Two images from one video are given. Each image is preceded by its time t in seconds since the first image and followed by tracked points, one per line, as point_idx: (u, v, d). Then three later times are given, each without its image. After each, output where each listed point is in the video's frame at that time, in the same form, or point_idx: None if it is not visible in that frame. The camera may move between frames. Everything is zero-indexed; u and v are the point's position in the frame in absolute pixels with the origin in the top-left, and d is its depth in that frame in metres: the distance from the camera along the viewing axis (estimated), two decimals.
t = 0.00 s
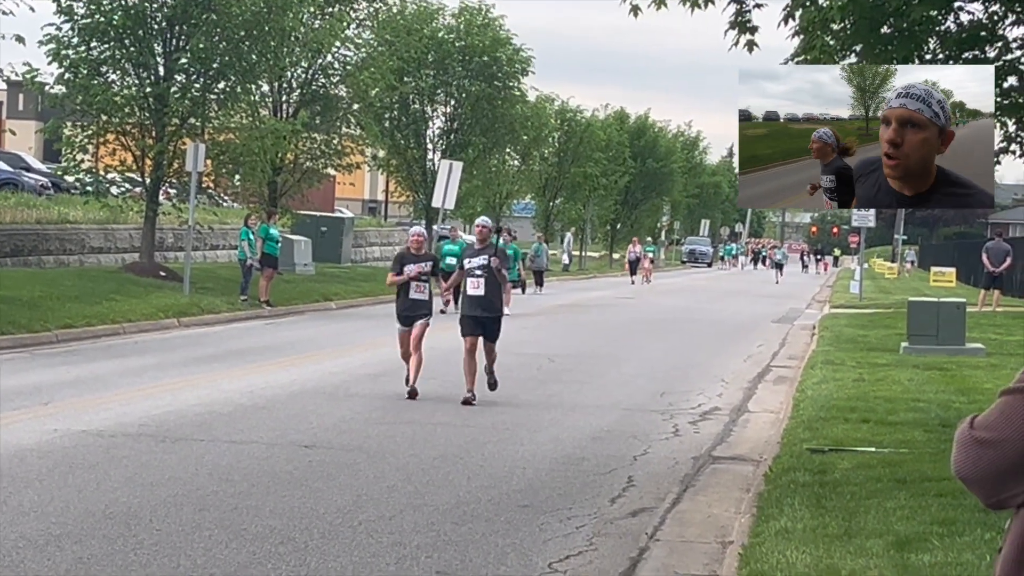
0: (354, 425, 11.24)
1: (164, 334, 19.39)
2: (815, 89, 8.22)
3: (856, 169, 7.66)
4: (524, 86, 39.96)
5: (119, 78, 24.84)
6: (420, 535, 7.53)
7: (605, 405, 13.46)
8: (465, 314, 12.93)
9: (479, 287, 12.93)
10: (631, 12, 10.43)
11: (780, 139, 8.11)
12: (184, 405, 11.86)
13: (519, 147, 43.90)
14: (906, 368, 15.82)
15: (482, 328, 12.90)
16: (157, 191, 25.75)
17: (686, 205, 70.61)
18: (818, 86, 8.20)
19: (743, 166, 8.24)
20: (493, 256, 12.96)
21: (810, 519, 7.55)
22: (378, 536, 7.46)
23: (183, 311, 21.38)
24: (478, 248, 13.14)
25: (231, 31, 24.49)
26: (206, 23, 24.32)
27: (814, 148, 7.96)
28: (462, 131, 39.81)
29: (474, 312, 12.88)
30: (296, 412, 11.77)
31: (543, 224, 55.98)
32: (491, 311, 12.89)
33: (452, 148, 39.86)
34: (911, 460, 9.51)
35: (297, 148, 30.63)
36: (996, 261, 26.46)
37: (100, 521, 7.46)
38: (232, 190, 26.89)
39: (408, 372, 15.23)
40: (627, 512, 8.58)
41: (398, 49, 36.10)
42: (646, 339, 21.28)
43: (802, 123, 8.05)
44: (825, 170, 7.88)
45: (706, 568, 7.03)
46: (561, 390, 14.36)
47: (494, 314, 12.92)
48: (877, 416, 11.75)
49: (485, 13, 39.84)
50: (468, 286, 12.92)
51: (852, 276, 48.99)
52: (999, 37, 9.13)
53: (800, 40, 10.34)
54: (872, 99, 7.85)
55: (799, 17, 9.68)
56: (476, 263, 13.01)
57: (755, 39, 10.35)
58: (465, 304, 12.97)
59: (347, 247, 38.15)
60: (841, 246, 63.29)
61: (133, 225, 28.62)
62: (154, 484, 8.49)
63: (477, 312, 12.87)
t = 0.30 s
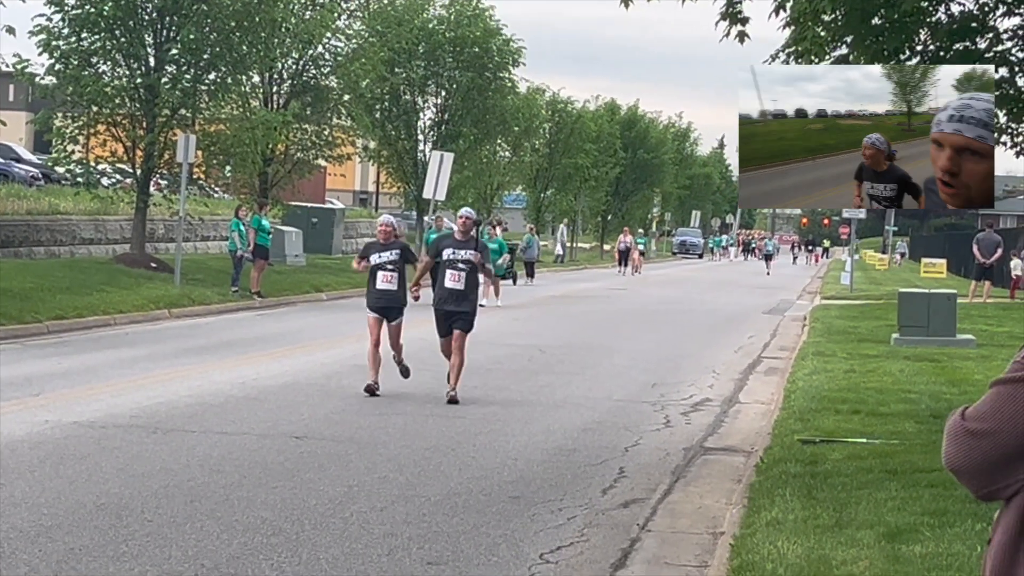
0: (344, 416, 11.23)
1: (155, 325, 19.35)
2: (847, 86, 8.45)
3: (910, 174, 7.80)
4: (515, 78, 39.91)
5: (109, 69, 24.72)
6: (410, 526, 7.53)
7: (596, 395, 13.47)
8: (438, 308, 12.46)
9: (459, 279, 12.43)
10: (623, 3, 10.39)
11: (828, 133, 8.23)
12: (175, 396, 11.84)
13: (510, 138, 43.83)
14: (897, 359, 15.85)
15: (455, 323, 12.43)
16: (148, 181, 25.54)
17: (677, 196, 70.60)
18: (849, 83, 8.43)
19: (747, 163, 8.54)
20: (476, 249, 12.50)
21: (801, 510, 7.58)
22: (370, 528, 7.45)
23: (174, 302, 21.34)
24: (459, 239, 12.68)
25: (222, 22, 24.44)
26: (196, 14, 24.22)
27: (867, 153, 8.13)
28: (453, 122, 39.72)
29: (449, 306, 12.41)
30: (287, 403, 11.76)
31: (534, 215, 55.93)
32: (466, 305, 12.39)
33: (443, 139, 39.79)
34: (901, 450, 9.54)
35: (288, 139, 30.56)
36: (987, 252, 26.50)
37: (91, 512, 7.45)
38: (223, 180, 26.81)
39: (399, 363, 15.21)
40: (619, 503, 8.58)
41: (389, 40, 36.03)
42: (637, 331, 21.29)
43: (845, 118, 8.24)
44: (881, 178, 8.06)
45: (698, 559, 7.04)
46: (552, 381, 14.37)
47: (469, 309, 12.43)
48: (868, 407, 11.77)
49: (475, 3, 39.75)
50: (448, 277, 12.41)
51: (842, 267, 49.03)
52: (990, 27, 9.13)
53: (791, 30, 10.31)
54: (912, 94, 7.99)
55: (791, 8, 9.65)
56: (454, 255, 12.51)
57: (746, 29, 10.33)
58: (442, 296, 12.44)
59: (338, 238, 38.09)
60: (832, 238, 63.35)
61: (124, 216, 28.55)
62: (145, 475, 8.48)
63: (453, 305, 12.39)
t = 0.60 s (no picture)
0: (342, 407, 11.24)
1: (153, 316, 19.35)
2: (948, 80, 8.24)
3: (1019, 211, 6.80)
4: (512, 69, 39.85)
5: (107, 60, 24.73)
6: (407, 517, 7.54)
7: (593, 386, 13.48)
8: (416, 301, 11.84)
9: (434, 270, 11.81)
10: None
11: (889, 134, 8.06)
12: (172, 387, 11.85)
13: (507, 130, 43.78)
14: (895, 351, 15.87)
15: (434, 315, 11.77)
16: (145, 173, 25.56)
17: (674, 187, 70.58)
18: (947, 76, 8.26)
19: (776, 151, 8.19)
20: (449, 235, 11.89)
21: (799, 501, 7.59)
22: (366, 518, 7.46)
23: (171, 293, 21.32)
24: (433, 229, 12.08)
25: (219, 13, 24.41)
26: (193, 6, 24.17)
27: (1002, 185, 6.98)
28: (450, 114, 39.69)
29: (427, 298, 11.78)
30: (284, 395, 11.76)
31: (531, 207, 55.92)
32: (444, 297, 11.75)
33: (439, 131, 39.77)
34: (898, 441, 9.56)
35: (285, 131, 30.53)
36: (983, 244, 26.52)
37: (88, 503, 7.45)
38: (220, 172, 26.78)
39: (396, 354, 15.21)
40: (616, 494, 8.59)
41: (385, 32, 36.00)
42: (634, 322, 21.31)
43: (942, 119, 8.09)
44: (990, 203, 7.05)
45: (695, 549, 7.06)
46: (550, 372, 14.38)
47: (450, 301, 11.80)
48: (865, 398, 11.80)
49: None
50: (423, 269, 11.81)
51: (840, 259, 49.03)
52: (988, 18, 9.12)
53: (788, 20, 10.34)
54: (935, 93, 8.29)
55: None
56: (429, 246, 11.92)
57: (743, 20, 10.35)
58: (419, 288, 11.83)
59: (335, 229, 38.07)
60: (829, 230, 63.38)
61: (121, 207, 28.54)
62: (142, 466, 8.48)
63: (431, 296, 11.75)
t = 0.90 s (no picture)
0: (348, 402, 11.24)
1: (159, 311, 19.36)
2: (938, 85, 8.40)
3: None
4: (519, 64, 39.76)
5: (114, 54, 24.72)
6: (414, 512, 7.54)
7: (600, 381, 13.48)
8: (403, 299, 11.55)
9: (425, 268, 11.57)
10: None
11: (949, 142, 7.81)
12: (178, 381, 11.86)
13: (514, 124, 43.72)
14: (902, 345, 15.84)
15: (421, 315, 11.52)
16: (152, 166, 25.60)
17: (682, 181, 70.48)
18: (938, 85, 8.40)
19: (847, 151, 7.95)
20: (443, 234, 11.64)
21: (805, 496, 7.58)
22: (372, 513, 7.47)
23: (177, 288, 21.34)
24: (425, 225, 11.83)
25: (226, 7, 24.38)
26: None
27: None
28: (457, 108, 39.65)
29: (416, 297, 11.51)
30: (290, 389, 11.76)
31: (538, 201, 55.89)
32: (435, 296, 11.52)
33: (446, 125, 39.74)
34: (905, 436, 9.54)
35: (292, 125, 30.53)
36: (990, 238, 26.47)
37: (95, 497, 7.46)
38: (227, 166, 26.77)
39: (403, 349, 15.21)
40: (623, 489, 8.58)
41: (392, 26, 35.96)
42: (640, 316, 21.29)
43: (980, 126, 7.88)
44: None
45: (702, 544, 7.06)
46: (557, 366, 14.37)
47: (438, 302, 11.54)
48: (872, 393, 11.78)
49: None
50: (413, 266, 11.56)
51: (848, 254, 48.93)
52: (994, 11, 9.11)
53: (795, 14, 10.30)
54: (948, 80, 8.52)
55: None
56: (420, 243, 11.62)
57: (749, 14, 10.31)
58: (407, 286, 11.55)
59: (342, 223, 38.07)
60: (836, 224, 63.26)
61: (128, 201, 28.60)
62: (148, 460, 8.49)
63: (421, 296, 11.49)
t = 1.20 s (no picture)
0: (367, 400, 11.27)
1: (178, 310, 19.43)
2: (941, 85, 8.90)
3: None
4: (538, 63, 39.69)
5: (133, 53, 24.85)
6: (433, 510, 7.55)
7: (618, 379, 13.48)
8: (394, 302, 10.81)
9: (415, 267, 10.82)
10: None
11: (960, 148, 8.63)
12: (198, 380, 11.91)
13: (533, 123, 43.68)
14: (922, 344, 15.76)
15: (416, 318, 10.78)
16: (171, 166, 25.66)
17: (701, 180, 70.29)
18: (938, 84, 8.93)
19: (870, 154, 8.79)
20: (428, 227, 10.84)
21: (824, 494, 7.56)
22: (391, 511, 7.48)
23: (196, 286, 21.41)
24: (413, 223, 11.06)
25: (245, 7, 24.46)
26: None
27: None
28: (475, 107, 39.64)
29: (408, 299, 10.77)
30: (309, 387, 11.79)
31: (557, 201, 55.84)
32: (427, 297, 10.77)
33: (465, 124, 39.74)
34: (926, 435, 9.51)
35: (311, 124, 30.59)
36: (1011, 237, 26.30)
37: (114, 495, 7.50)
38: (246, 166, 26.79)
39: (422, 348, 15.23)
40: (642, 487, 8.58)
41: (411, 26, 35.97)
42: (659, 316, 21.27)
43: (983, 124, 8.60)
44: None
45: (721, 543, 7.05)
46: (575, 365, 14.38)
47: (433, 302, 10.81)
48: (891, 392, 11.74)
49: None
50: (403, 266, 10.82)
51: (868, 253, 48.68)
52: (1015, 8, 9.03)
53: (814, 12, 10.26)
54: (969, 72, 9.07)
55: None
56: (408, 240, 10.87)
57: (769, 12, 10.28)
58: (399, 287, 10.82)
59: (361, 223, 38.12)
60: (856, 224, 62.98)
61: (148, 201, 28.72)
62: (168, 458, 8.52)
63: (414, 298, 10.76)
